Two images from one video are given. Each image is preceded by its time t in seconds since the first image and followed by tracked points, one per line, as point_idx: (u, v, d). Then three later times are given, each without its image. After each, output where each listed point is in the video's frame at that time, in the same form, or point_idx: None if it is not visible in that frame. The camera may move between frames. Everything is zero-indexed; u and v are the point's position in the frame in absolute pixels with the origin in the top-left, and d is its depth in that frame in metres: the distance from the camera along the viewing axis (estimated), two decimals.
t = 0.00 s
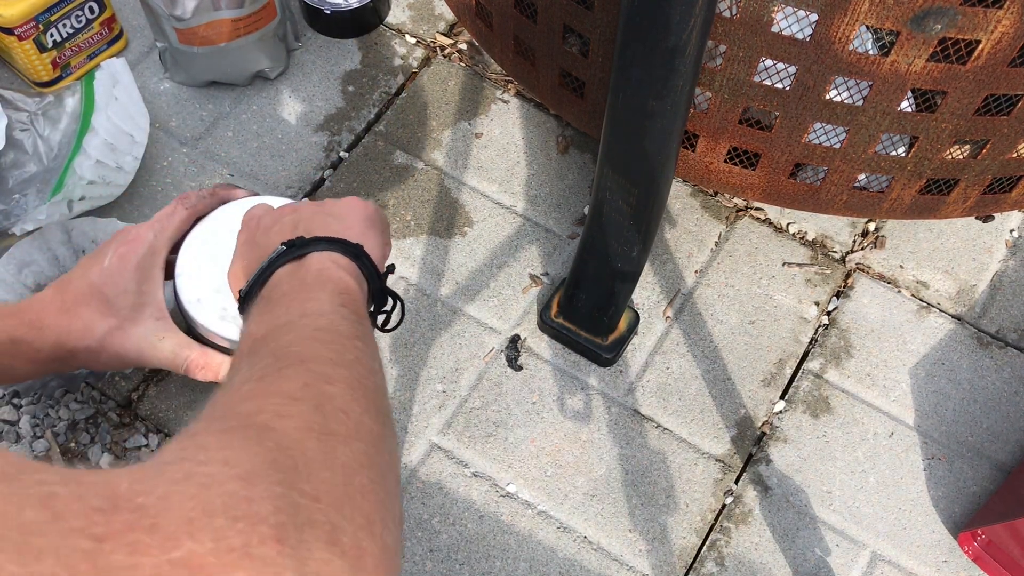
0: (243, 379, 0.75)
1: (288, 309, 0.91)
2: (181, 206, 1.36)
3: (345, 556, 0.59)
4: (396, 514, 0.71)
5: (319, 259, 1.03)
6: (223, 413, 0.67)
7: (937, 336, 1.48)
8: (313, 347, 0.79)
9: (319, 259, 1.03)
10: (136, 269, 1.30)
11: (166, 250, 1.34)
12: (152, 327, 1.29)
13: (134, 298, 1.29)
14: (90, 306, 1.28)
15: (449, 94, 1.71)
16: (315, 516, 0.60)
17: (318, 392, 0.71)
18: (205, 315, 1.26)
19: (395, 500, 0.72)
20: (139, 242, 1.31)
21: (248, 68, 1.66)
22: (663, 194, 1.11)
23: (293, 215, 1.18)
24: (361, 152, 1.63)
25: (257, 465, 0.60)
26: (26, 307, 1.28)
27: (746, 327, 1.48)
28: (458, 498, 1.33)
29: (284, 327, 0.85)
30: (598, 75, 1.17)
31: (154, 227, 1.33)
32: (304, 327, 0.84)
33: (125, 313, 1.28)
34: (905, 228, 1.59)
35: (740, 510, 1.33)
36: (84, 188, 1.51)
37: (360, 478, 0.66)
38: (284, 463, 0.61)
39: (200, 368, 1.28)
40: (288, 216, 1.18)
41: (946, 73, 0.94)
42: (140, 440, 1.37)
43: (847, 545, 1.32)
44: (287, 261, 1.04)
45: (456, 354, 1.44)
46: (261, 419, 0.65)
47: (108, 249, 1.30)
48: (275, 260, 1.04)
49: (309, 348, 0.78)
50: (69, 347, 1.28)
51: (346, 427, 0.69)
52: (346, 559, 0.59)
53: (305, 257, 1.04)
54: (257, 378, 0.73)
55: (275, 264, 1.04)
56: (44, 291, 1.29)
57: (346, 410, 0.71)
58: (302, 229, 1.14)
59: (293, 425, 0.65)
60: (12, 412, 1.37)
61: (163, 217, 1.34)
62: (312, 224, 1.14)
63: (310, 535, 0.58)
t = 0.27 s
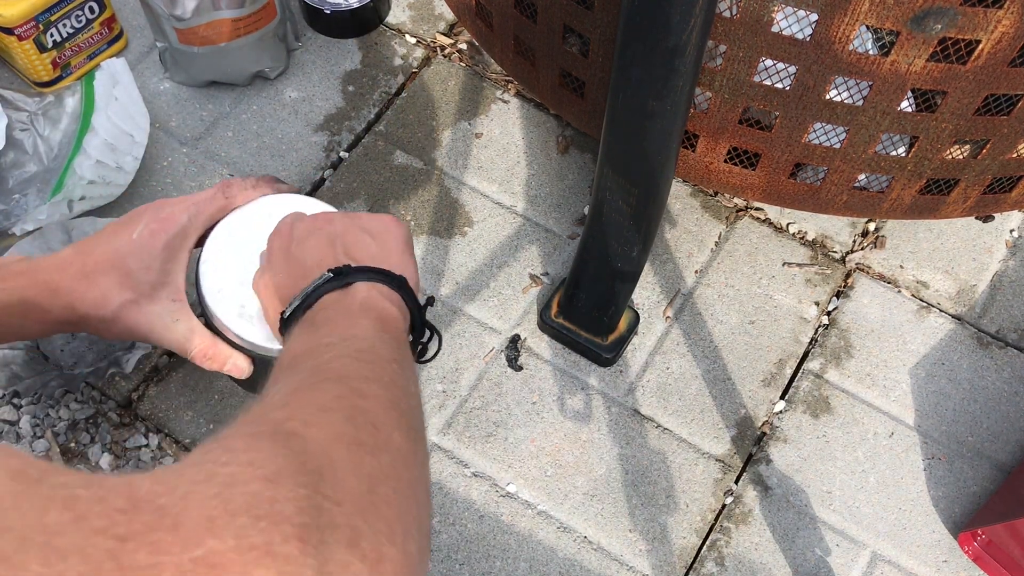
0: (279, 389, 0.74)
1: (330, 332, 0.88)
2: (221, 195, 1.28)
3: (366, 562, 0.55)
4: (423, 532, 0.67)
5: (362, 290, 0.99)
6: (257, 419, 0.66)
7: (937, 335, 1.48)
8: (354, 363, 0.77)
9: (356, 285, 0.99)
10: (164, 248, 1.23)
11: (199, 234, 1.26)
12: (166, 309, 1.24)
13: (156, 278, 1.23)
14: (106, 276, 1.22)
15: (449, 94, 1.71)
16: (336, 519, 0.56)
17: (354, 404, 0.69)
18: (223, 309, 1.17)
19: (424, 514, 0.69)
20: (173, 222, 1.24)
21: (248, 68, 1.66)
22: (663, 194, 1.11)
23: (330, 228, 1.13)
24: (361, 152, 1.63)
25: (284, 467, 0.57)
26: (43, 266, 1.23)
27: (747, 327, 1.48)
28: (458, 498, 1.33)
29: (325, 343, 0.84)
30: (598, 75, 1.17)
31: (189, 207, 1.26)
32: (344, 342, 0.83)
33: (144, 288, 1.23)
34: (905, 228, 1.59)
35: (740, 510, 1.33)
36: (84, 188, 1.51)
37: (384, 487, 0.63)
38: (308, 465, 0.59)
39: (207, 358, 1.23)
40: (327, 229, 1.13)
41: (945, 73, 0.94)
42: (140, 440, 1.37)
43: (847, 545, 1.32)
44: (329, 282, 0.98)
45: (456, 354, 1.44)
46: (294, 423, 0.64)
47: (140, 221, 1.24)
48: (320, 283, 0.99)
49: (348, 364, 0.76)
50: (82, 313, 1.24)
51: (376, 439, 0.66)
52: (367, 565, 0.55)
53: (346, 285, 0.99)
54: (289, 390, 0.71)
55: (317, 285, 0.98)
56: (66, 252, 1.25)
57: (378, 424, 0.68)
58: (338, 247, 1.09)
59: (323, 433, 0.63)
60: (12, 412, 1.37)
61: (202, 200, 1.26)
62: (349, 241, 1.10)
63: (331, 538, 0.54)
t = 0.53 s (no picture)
0: (276, 399, 0.71)
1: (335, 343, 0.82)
2: (267, 180, 1.22)
3: None
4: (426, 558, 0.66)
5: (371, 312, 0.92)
6: (255, 432, 0.64)
7: (937, 336, 1.48)
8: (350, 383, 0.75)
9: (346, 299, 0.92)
10: (203, 229, 1.18)
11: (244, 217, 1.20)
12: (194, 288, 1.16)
13: (191, 256, 1.17)
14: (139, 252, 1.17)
15: (449, 94, 1.71)
16: (342, 547, 0.54)
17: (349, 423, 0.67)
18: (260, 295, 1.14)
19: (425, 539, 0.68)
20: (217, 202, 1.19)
21: (248, 68, 1.66)
22: (663, 194, 1.11)
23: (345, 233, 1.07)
24: (361, 152, 1.63)
25: (288, 492, 0.55)
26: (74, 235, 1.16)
27: (747, 327, 1.48)
28: (458, 498, 1.33)
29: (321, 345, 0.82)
30: (598, 75, 1.17)
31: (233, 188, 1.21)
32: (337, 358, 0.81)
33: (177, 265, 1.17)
34: (905, 228, 1.59)
35: (740, 510, 1.33)
36: (84, 188, 1.50)
37: (390, 519, 0.61)
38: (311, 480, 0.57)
39: (231, 340, 1.17)
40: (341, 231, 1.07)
41: (945, 73, 0.94)
42: (140, 440, 1.37)
43: (847, 545, 1.32)
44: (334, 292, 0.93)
45: (456, 354, 1.44)
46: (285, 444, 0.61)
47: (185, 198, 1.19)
48: (333, 289, 0.93)
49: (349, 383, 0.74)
50: (110, 287, 1.19)
51: (382, 466, 0.65)
52: None
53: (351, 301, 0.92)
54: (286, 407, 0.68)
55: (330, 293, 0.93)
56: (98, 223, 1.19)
57: (382, 450, 0.66)
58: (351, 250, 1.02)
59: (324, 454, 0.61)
60: (12, 412, 1.37)
61: (248, 183, 1.21)
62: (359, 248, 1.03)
63: (336, 564, 0.53)
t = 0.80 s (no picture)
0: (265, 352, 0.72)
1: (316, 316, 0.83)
2: (281, 174, 1.21)
3: (363, 501, 0.56)
4: (420, 501, 0.66)
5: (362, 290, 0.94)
6: (244, 374, 0.64)
7: (937, 335, 1.48)
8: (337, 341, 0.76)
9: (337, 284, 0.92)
10: (214, 216, 1.16)
11: (255, 208, 1.19)
12: (202, 275, 1.14)
13: (202, 241, 1.15)
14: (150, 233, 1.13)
15: (449, 94, 1.71)
16: (335, 460, 0.56)
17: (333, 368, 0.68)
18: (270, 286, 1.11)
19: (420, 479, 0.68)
20: (230, 189, 1.17)
21: (248, 68, 1.66)
22: (663, 195, 1.11)
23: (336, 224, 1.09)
24: (361, 152, 1.63)
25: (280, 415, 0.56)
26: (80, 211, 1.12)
27: (746, 327, 1.48)
28: (458, 498, 1.33)
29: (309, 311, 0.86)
30: (598, 75, 1.17)
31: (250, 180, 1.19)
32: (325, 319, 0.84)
33: (187, 249, 1.14)
34: (905, 228, 1.59)
35: (740, 510, 1.33)
36: (84, 188, 1.51)
37: (379, 445, 0.62)
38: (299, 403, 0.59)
39: (233, 329, 1.15)
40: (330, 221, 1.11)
41: (945, 73, 0.94)
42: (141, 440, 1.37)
43: (847, 545, 1.32)
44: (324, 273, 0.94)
45: (456, 354, 1.44)
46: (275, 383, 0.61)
47: (199, 181, 1.18)
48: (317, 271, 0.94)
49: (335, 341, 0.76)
50: (117, 266, 1.14)
51: (369, 401, 0.66)
52: (362, 505, 0.55)
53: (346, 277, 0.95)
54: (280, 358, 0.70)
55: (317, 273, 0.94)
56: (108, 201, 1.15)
57: (372, 394, 0.67)
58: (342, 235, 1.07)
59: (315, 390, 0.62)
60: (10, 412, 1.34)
61: (262, 176, 1.20)
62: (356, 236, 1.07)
63: (330, 477, 0.54)
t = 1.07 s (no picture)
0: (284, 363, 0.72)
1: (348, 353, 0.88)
2: (287, 166, 1.23)
3: (364, 509, 0.54)
4: (434, 517, 0.62)
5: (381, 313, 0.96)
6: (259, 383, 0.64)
7: (937, 335, 1.48)
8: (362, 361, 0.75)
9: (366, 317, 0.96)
10: (217, 199, 1.16)
11: (258, 195, 1.20)
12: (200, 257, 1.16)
13: (203, 223, 1.15)
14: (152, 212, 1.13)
15: (449, 94, 1.71)
16: (336, 465, 0.54)
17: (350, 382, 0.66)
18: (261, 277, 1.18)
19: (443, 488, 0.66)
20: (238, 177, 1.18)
21: (248, 68, 1.66)
22: (663, 195, 1.11)
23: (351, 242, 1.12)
24: (361, 152, 1.63)
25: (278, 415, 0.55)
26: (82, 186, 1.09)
27: (747, 327, 1.48)
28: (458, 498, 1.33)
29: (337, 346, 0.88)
30: (598, 75, 1.17)
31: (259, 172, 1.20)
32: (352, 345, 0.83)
33: (188, 231, 1.15)
34: (905, 228, 1.59)
35: (740, 510, 1.33)
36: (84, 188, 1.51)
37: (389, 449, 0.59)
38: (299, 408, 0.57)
39: (224, 315, 1.19)
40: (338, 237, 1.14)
41: (945, 73, 0.94)
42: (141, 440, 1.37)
43: (847, 545, 1.32)
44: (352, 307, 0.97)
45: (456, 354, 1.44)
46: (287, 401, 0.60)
47: (207, 162, 1.17)
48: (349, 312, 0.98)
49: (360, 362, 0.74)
50: (117, 240, 1.13)
51: (388, 409, 0.63)
52: (364, 510, 0.54)
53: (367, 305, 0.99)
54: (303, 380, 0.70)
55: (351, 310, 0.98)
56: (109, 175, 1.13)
57: (390, 399, 0.64)
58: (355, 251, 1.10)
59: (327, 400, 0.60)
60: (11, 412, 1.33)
61: (268, 164, 1.21)
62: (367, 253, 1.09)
63: (328, 482, 0.53)
